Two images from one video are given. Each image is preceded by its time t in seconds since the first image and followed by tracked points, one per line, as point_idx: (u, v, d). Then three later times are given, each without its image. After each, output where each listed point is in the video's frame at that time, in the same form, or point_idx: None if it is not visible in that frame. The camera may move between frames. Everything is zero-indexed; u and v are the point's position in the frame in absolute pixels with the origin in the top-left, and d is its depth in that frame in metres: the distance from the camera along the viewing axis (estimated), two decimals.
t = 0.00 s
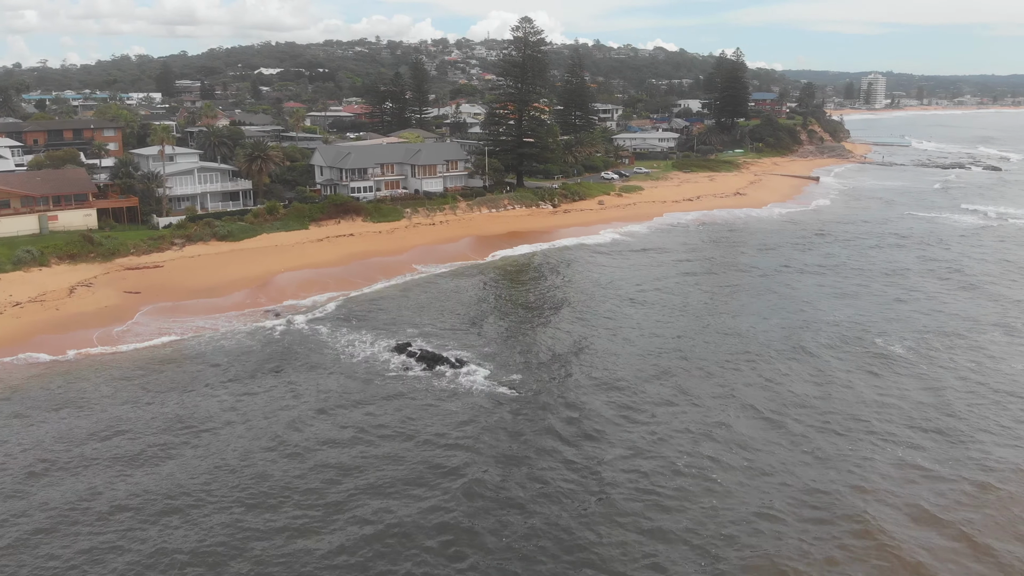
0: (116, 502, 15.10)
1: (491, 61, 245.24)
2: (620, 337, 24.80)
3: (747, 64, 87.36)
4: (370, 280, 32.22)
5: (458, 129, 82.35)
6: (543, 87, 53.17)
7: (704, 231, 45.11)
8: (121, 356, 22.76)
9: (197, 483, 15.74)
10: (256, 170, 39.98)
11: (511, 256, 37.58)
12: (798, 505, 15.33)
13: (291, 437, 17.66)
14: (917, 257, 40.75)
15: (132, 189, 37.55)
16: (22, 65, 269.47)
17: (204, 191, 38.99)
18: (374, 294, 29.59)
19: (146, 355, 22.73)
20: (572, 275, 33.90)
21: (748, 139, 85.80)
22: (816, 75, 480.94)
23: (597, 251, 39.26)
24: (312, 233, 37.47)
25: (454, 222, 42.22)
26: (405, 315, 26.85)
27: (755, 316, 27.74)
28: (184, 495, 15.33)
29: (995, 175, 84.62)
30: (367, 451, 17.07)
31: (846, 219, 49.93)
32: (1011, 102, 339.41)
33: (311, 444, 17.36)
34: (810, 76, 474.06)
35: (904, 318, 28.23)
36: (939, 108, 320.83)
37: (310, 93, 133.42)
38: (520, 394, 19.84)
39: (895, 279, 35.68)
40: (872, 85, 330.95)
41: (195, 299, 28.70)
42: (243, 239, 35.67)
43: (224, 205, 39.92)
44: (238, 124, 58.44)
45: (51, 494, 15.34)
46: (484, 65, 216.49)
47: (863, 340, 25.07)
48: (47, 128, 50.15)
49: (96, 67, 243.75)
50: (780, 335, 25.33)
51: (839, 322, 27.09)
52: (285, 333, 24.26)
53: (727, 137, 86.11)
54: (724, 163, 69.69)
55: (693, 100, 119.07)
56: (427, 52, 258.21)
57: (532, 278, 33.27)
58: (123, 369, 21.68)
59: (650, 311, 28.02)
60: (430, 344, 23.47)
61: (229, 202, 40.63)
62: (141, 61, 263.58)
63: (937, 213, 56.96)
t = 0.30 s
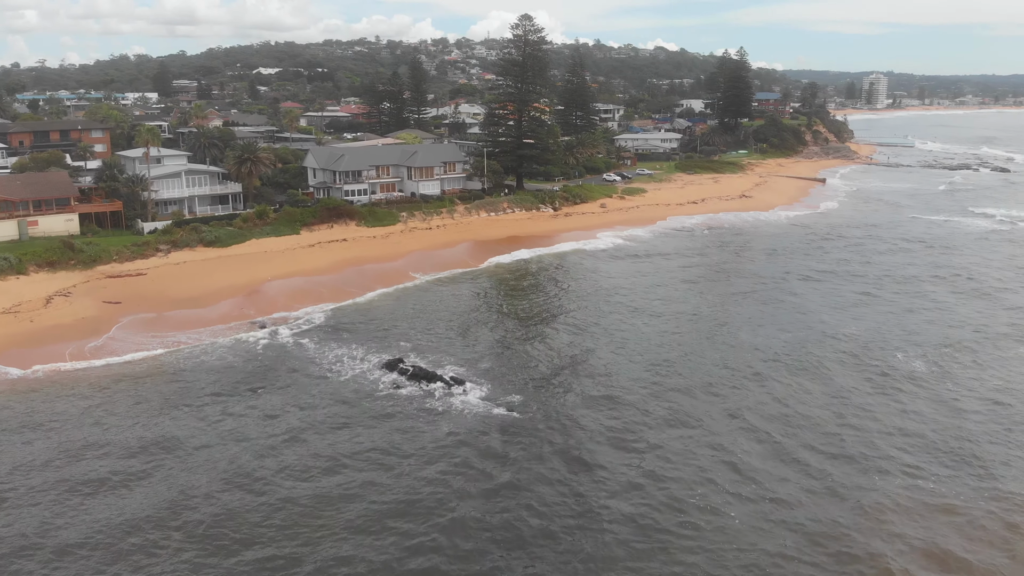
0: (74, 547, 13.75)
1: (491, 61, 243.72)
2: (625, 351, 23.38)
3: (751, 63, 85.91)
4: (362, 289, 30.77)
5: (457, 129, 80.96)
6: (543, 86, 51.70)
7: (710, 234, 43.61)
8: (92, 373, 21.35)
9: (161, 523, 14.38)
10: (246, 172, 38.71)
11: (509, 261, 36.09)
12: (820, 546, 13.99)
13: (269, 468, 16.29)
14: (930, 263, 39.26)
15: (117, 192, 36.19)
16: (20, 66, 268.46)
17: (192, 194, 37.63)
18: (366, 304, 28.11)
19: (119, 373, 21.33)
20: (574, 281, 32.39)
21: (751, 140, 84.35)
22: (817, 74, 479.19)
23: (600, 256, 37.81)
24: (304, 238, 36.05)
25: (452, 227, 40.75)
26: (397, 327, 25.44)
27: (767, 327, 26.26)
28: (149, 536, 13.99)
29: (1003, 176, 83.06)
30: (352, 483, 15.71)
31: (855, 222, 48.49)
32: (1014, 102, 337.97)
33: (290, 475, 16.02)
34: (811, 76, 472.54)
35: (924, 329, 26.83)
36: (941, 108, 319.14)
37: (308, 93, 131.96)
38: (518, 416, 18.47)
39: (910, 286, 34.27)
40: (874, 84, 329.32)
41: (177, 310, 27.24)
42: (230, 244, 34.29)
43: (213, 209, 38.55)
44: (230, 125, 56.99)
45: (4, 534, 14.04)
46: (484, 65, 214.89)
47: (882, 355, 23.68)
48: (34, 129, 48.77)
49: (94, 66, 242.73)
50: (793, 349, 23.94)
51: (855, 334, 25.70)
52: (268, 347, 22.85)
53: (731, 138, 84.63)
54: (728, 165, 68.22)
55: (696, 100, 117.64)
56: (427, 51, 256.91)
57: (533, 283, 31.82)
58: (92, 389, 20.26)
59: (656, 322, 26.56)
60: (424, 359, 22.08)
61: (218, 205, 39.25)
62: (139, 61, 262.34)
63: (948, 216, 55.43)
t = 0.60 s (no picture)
0: None
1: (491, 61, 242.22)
2: (630, 367, 21.94)
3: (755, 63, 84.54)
4: (355, 298, 29.36)
5: (456, 130, 79.57)
6: (544, 85, 50.29)
7: (716, 238, 42.20)
8: (60, 393, 19.96)
9: (119, 567, 13.03)
10: (235, 175, 37.34)
11: (508, 268, 34.65)
12: None
13: (243, 504, 14.87)
14: (946, 269, 37.83)
15: (100, 196, 34.77)
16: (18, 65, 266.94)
17: (179, 198, 36.22)
18: (356, 314, 26.71)
19: (88, 393, 19.94)
20: (576, 289, 30.98)
21: (755, 141, 82.96)
22: (818, 74, 477.58)
23: (604, 261, 36.38)
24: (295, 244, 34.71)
25: (449, 231, 39.32)
26: (390, 340, 24.02)
27: (781, 340, 24.83)
28: None
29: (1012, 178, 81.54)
30: (332, 519, 14.34)
31: (865, 225, 47.08)
32: (1017, 101, 336.29)
33: (265, 509, 14.67)
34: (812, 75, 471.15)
35: (945, 342, 25.38)
36: (943, 109, 317.57)
37: (306, 92, 130.51)
38: (515, 443, 17.05)
39: (925, 292, 32.89)
40: (875, 84, 327.86)
41: (159, 322, 25.82)
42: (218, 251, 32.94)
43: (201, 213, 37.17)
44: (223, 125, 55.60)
45: None
46: (484, 64, 213.32)
47: (904, 371, 22.23)
48: (19, 130, 47.37)
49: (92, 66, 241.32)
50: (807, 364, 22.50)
51: (873, 348, 24.27)
52: (250, 365, 21.43)
53: (735, 138, 83.24)
54: (733, 166, 66.83)
55: (698, 100, 116.24)
56: (427, 51, 255.76)
57: (534, 289, 30.41)
58: (57, 411, 18.88)
59: (663, 333, 25.15)
60: (415, 376, 20.70)
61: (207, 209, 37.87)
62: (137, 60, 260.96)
63: (959, 219, 53.98)
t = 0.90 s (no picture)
0: None
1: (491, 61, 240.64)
2: (636, 387, 20.50)
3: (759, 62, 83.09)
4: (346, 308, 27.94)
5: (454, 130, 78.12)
6: (544, 85, 48.85)
7: (722, 242, 40.77)
8: (21, 416, 18.56)
9: None
10: (223, 178, 35.97)
11: (506, 274, 33.19)
12: None
13: (210, 544, 13.51)
14: (962, 275, 36.35)
15: (81, 201, 33.40)
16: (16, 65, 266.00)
17: (165, 202, 34.85)
18: (346, 326, 25.29)
19: (52, 415, 18.53)
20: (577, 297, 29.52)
21: (759, 141, 81.52)
22: (819, 74, 476.10)
23: (608, 267, 34.94)
24: (284, 251, 33.33)
25: (445, 236, 37.87)
26: (380, 356, 22.58)
27: (795, 354, 23.39)
28: None
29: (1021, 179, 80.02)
30: (307, 564, 12.98)
31: (876, 228, 45.60)
32: (1020, 101, 334.69)
33: (235, 551, 13.32)
34: (813, 75, 469.42)
35: (968, 356, 23.94)
36: (945, 109, 316.04)
37: (304, 92, 129.03)
38: (511, 474, 15.64)
39: (943, 300, 31.44)
40: (876, 84, 326.43)
41: (137, 335, 24.40)
42: (204, 258, 31.56)
43: (188, 218, 35.77)
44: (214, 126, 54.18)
45: None
46: (484, 63, 211.66)
47: (929, 389, 20.80)
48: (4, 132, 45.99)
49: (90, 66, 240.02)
50: (826, 382, 21.07)
51: (893, 363, 22.83)
52: (229, 385, 20.02)
53: (738, 139, 81.80)
54: (738, 167, 65.37)
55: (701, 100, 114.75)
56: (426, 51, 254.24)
57: (534, 298, 28.96)
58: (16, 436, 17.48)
59: (670, 347, 23.73)
60: (406, 397, 19.30)
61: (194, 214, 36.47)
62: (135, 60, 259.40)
63: (971, 221, 52.50)
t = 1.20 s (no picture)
0: None
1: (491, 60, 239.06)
2: (643, 408, 19.09)
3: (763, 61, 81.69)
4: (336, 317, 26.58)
5: (454, 131, 76.77)
6: (544, 85, 47.42)
7: (729, 246, 39.37)
8: None
9: None
10: (210, 181, 34.78)
11: (505, 281, 31.75)
12: None
13: None
14: (980, 281, 34.87)
15: (62, 205, 32.12)
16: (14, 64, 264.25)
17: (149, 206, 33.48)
18: (334, 340, 23.91)
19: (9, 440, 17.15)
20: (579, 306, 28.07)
21: (764, 142, 80.12)
22: (820, 74, 474.49)
23: (611, 273, 33.49)
24: (273, 258, 31.95)
25: (442, 241, 36.47)
26: (370, 373, 21.17)
27: (811, 368, 22.00)
28: None
29: None
30: None
31: (887, 231, 44.14)
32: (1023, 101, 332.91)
33: None
34: (815, 75, 468.02)
35: (995, 372, 22.51)
36: (948, 109, 314.41)
37: (302, 92, 127.63)
38: (504, 511, 14.28)
39: (963, 309, 29.98)
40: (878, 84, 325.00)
41: (115, 348, 23.04)
42: (189, 266, 30.18)
43: (174, 223, 34.47)
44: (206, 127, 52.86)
45: None
46: (484, 62, 210.26)
47: (958, 411, 19.38)
48: None
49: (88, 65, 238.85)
50: (848, 402, 19.64)
51: (917, 380, 21.41)
52: (205, 406, 18.63)
53: (742, 140, 80.39)
54: (742, 169, 63.97)
55: (704, 100, 113.28)
56: (427, 51, 252.80)
57: (535, 308, 27.54)
58: None
59: (678, 362, 22.33)
60: (394, 420, 17.94)
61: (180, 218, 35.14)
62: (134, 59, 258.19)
63: (984, 225, 50.99)
